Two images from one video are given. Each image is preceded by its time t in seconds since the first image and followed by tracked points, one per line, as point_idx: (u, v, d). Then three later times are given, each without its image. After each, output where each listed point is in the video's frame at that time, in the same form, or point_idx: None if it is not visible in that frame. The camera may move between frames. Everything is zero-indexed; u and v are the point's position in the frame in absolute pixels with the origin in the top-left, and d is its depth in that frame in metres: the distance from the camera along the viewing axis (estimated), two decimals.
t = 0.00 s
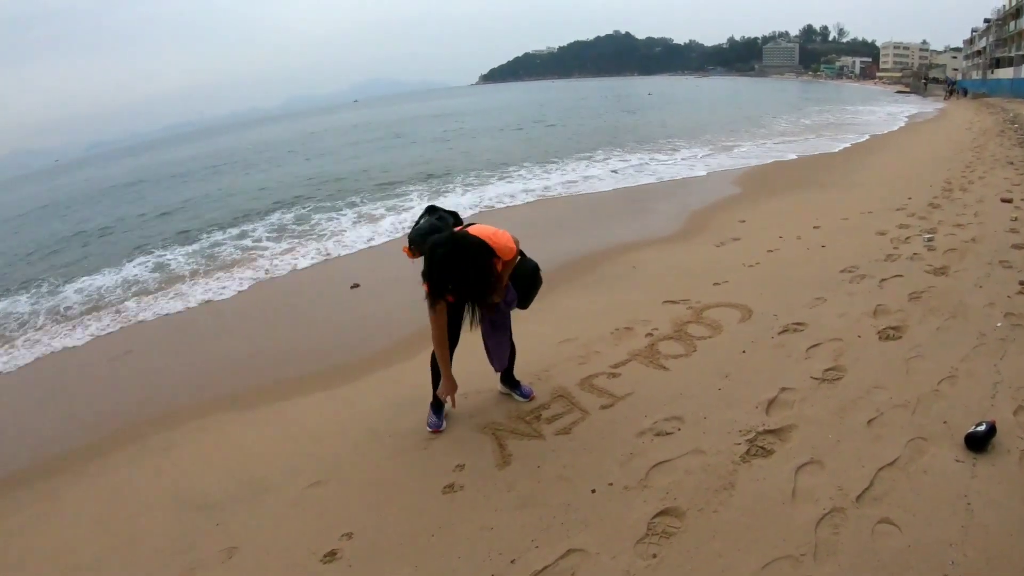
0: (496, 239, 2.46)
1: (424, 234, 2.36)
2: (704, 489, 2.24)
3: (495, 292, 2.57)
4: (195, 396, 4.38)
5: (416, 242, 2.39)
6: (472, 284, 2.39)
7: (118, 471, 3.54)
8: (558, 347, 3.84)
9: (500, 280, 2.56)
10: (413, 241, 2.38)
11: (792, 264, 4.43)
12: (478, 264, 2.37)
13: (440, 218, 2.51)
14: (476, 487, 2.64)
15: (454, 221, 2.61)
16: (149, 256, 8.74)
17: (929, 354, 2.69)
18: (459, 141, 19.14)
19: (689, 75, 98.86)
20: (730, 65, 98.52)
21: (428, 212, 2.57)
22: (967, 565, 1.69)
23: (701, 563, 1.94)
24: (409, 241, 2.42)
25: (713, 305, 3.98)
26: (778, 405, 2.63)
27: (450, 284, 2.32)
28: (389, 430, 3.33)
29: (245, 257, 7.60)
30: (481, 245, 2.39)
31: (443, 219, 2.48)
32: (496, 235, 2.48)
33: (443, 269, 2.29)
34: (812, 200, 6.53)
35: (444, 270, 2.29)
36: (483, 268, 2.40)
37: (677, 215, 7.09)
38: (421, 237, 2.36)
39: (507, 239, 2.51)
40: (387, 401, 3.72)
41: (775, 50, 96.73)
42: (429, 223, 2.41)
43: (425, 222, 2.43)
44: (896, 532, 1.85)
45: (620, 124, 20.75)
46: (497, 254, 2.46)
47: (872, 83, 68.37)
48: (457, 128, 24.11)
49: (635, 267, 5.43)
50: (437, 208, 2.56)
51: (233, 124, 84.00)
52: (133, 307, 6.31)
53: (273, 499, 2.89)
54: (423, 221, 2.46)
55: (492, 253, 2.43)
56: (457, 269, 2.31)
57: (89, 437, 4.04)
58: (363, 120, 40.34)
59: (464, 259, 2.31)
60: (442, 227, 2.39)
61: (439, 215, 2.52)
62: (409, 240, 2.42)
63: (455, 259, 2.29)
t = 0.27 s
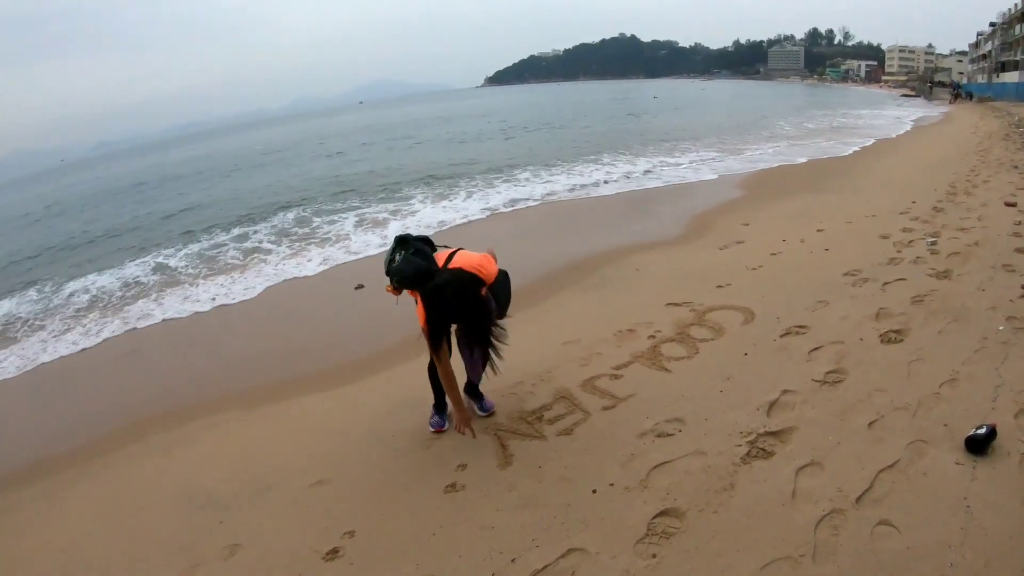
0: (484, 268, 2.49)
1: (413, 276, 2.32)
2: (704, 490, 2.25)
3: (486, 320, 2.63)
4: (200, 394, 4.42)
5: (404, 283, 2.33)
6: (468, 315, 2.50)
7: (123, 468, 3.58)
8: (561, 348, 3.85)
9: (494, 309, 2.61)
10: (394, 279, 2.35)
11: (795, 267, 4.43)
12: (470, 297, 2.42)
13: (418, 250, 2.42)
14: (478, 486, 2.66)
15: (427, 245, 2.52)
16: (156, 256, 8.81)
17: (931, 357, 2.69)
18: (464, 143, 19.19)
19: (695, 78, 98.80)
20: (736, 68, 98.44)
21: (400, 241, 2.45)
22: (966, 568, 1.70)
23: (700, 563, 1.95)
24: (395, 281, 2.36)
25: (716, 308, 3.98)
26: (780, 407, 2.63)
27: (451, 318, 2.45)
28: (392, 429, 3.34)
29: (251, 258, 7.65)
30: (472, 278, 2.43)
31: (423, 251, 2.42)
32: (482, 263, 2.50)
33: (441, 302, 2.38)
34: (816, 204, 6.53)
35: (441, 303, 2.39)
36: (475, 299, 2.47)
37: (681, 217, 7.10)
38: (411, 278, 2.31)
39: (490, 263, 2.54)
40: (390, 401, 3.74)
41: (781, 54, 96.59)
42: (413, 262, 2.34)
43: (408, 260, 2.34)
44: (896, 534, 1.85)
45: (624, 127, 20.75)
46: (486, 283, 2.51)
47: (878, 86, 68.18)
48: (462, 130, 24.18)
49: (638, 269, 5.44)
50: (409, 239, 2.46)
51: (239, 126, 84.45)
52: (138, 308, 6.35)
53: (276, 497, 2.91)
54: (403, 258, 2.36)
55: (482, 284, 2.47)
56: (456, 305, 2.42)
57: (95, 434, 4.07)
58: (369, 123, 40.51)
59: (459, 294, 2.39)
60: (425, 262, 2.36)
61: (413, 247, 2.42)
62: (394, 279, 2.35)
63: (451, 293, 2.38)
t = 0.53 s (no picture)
0: (486, 292, 2.52)
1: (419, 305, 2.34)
2: (706, 490, 2.26)
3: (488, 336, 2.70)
4: (205, 392, 4.44)
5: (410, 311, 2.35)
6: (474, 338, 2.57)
7: (129, 465, 3.60)
8: (564, 348, 3.87)
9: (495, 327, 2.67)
10: (397, 307, 2.36)
11: (798, 268, 4.43)
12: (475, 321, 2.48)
13: (420, 276, 2.41)
14: (480, 484, 2.67)
15: (427, 269, 2.51)
16: (161, 256, 8.85)
17: (933, 358, 2.69)
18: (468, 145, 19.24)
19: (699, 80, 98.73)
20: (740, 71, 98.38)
21: (400, 266, 2.44)
22: (967, 567, 1.70)
23: (701, 561, 1.96)
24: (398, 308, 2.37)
25: (718, 309, 3.99)
26: (782, 407, 2.64)
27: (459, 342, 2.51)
28: (395, 428, 3.36)
29: (256, 259, 7.69)
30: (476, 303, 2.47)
31: (424, 277, 2.43)
32: (485, 288, 2.54)
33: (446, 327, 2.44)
34: (819, 205, 6.53)
35: (446, 328, 2.45)
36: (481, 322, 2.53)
37: (684, 218, 7.11)
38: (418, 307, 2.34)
39: (491, 286, 2.56)
40: (394, 400, 3.75)
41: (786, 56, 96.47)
42: (418, 289, 2.36)
43: (412, 288, 2.35)
44: (897, 533, 1.86)
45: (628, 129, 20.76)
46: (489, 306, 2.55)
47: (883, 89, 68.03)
48: (466, 132, 24.23)
49: (641, 270, 5.44)
50: (409, 264, 2.44)
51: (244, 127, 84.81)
52: (143, 306, 6.38)
53: (280, 494, 2.93)
54: (405, 285, 2.36)
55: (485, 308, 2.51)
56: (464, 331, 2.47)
57: (101, 432, 4.10)
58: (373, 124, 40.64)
59: (465, 319, 2.45)
60: (428, 289, 2.38)
61: (414, 273, 2.41)
62: (398, 307, 2.36)
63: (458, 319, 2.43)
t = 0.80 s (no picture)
0: (486, 292, 2.51)
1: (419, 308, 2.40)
2: (708, 486, 2.27)
3: (491, 334, 2.70)
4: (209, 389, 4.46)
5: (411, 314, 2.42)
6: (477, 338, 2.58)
7: (134, 462, 3.63)
8: (567, 346, 3.88)
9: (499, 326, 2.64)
10: (400, 310, 2.43)
11: (801, 266, 4.43)
12: (476, 324, 2.49)
13: (420, 279, 2.46)
14: (483, 480, 2.68)
15: (428, 272, 2.54)
16: (165, 255, 8.89)
17: (936, 356, 2.69)
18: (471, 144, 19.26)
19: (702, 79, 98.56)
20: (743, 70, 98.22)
21: (400, 269, 2.49)
22: (967, 563, 1.71)
23: (703, 557, 1.97)
24: (401, 312, 2.44)
25: (721, 307, 4.00)
26: (784, 405, 2.64)
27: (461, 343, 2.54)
28: (398, 424, 3.38)
29: (260, 258, 7.73)
30: (476, 305, 2.46)
31: (425, 280, 2.47)
32: (485, 289, 2.53)
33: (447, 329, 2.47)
34: (822, 204, 6.52)
35: (447, 330, 2.49)
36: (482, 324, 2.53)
37: (687, 217, 7.11)
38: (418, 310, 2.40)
39: (491, 287, 2.55)
40: (397, 397, 3.77)
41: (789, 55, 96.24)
42: (417, 293, 2.41)
43: (412, 291, 2.41)
44: (898, 529, 1.86)
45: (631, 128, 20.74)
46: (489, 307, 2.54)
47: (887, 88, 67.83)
48: (469, 131, 24.23)
49: (644, 268, 5.45)
50: (408, 267, 2.49)
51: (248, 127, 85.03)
52: (147, 306, 6.39)
53: (284, 490, 2.95)
54: (406, 288, 2.42)
55: (485, 309, 2.50)
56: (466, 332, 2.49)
57: (106, 429, 4.13)
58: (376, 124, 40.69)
59: (465, 321, 2.45)
60: (428, 293, 2.43)
61: (415, 277, 2.46)
62: (401, 310, 2.43)
63: (457, 322, 2.45)
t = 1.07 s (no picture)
0: (484, 291, 2.50)
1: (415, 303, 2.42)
2: (709, 482, 2.28)
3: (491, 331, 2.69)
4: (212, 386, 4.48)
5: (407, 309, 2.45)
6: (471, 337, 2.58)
7: (138, 458, 3.65)
8: (569, 343, 3.89)
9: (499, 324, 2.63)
10: (398, 304, 2.46)
11: (803, 264, 4.44)
12: (470, 323, 2.48)
13: (419, 274, 2.47)
14: (484, 476, 2.70)
15: (429, 267, 2.55)
16: (168, 254, 8.92)
17: (937, 354, 2.70)
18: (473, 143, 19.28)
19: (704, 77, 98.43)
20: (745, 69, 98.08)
21: (402, 264, 2.51)
22: (967, 560, 1.72)
23: (704, 552, 1.98)
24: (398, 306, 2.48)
25: (723, 304, 4.00)
26: (785, 401, 2.65)
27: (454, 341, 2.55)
28: (401, 421, 3.39)
29: (263, 257, 7.76)
30: (472, 304, 2.46)
31: (424, 276, 2.48)
32: (483, 287, 2.51)
33: (442, 327, 2.49)
34: (824, 202, 6.52)
35: (442, 328, 2.51)
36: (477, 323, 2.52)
37: (689, 215, 7.11)
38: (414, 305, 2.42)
39: (490, 286, 2.53)
40: (399, 393, 3.79)
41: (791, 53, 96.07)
42: (415, 288, 2.43)
43: (410, 287, 2.43)
44: (898, 525, 1.87)
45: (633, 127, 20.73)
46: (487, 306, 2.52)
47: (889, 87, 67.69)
48: (471, 129, 24.24)
49: (645, 266, 5.46)
50: (410, 262, 2.51)
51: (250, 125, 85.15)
52: (149, 306, 6.41)
53: (288, 486, 2.97)
54: (404, 283, 2.45)
55: (482, 308, 2.49)
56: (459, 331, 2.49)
57: (111, 425, 4.15)
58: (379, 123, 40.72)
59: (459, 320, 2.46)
60: (425, 289, 2.44)
61: (414, 272, 2.48)
62: (398, 304, 2.46)
63: (451, 321, 2.46)
